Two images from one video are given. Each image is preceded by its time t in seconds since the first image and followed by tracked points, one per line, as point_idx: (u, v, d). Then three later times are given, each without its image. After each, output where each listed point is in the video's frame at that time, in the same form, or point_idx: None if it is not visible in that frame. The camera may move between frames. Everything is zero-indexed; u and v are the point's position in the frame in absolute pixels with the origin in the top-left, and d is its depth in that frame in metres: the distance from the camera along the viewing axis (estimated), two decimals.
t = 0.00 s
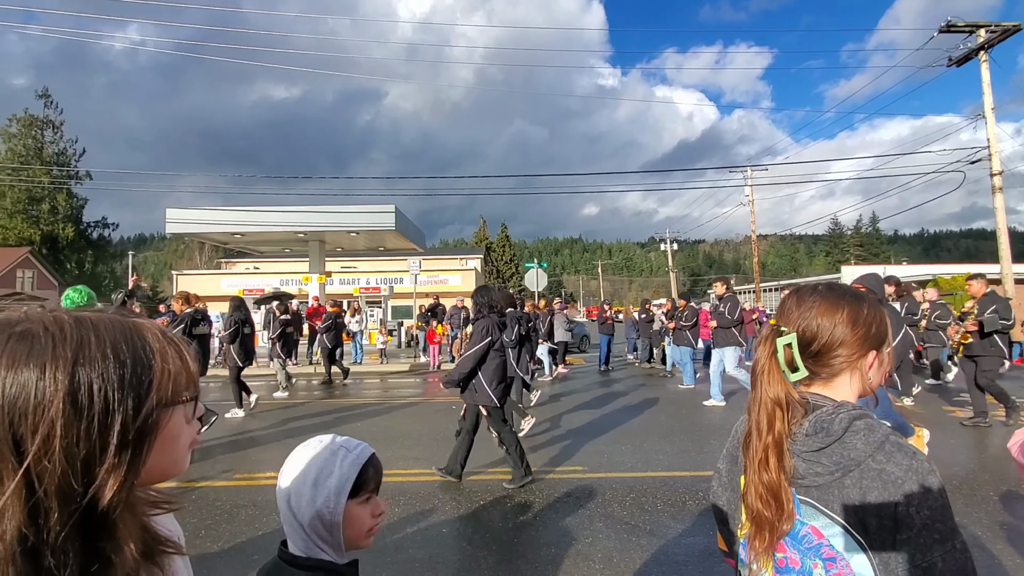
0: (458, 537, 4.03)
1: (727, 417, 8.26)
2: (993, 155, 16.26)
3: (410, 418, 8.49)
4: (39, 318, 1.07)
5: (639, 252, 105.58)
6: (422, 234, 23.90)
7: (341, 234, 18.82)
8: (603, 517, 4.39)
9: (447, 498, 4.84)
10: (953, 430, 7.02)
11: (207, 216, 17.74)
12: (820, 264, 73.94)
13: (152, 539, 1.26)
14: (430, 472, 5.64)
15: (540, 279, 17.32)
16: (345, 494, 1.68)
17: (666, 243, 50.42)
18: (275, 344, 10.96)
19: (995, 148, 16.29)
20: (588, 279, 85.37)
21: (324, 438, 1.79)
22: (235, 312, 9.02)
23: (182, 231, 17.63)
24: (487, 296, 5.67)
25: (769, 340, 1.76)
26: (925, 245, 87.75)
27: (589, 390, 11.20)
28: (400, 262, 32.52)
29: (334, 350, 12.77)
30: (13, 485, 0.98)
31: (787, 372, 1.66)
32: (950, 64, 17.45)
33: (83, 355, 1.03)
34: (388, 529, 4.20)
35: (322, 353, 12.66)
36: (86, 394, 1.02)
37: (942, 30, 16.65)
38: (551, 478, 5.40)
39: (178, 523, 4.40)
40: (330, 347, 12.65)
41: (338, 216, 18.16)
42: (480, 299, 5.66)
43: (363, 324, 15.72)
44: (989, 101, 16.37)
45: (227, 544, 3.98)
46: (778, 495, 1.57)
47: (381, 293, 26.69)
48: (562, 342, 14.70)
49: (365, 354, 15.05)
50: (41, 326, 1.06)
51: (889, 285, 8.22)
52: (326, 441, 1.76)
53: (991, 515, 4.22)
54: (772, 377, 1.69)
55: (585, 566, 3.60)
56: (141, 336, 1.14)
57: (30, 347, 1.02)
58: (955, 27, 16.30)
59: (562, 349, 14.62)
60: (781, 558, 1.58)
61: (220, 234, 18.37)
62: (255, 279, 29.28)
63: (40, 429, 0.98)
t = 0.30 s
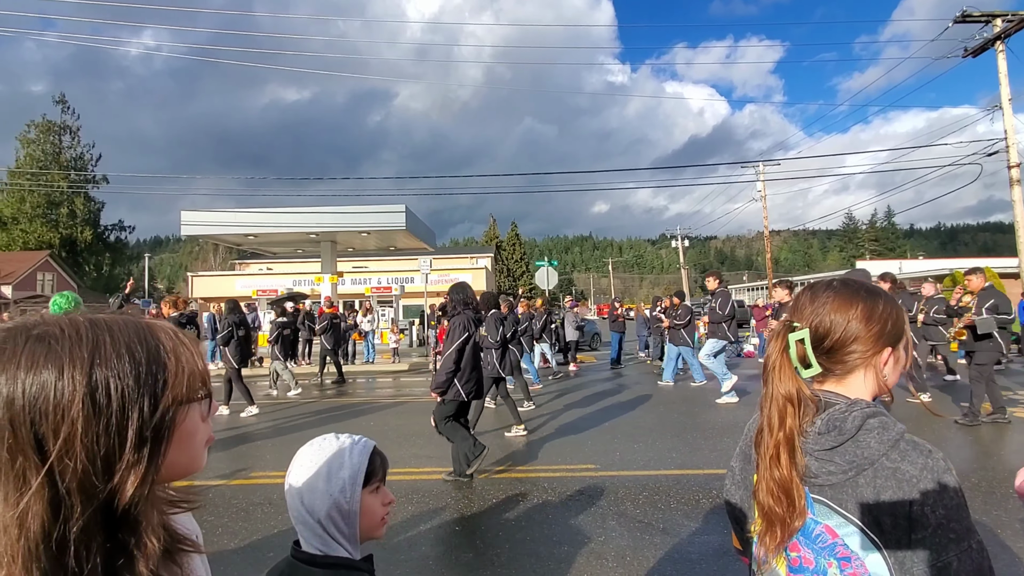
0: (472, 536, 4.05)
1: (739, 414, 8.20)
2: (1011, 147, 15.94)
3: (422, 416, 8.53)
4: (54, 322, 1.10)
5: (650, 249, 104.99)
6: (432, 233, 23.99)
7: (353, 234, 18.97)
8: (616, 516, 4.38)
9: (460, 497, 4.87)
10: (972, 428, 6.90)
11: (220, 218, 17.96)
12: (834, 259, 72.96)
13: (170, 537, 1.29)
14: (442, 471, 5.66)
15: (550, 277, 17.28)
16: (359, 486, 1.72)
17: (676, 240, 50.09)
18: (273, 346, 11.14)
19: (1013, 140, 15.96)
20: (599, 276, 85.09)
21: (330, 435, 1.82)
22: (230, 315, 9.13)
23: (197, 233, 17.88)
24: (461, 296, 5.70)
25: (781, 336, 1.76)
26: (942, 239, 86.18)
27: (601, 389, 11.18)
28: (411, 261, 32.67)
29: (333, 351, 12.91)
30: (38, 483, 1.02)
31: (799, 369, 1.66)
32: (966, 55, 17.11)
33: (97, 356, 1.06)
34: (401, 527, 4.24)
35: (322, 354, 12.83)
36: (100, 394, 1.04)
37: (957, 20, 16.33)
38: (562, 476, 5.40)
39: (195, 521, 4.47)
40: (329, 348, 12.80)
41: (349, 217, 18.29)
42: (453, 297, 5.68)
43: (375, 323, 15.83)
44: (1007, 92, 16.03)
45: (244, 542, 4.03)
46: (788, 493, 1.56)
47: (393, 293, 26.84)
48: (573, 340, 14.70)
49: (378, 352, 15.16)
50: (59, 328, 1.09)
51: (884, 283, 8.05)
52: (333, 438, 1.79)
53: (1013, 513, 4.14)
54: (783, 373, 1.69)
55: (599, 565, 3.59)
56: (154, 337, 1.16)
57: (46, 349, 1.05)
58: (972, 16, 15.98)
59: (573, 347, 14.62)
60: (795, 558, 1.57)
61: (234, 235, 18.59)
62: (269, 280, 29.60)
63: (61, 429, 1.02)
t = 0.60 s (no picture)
0: (477, 536, 4.05)
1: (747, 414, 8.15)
2: None
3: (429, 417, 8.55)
4: (73, 321, 1.10)
5: (656, 248, 104.61)
6: (437, 233, 24.01)
7: (358, 234, 19.02)
8: (621, 516, 4.36)
9: (464, 497, 4.87)
10: (982, 428, 6.83)
11: (227, 219, 18.05)
12: (842, 258, 72.34)
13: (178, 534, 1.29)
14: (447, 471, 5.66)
15: (556, 276, 17.24)
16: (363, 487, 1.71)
17: (682, 239, 49.89)
18: (263, 347, 11.18)
19: None
20: (605, 276, 84.88)
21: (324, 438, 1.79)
22: (218, 314, 9.21)
23: (204, 234, 18.00)
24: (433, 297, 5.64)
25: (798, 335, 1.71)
26: (953, 237, 85.29)
27: (606, 389, 11.15)
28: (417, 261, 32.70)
29: (324, 350, 12.95)
30: (56, 478, 1.02)
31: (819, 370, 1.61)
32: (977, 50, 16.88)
33: (114, 356, 1.06)
34: (406, 527, 4.24)
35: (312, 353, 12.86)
36: (115, 394, 1.04)
37: (968, 15, 16.13)
38: (568, 476, 5.39)
39: (201, 520, 4.49)
40: (319, 347, 12.83)
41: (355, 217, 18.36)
42: (428, 298, 5.69)
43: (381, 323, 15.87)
44: (1019, 87, 15.82)
45: (250, 541, 4.05)
46: (799, 496, 1.54)
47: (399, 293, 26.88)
48: (578, 339, 14.67)
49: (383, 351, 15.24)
50: (77, 328, 1.10)
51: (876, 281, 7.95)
52: (332, 439, 1.77)
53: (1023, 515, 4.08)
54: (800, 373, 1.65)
55: (605, 566, 3.57)
56: (168, 338, 1.16)
57: (64, 349, 1.06)
58: (983, 11, 15.78)
59: (578, 347, 14.60)
60: (803, 560, 1.55)
61: (241, 236, 18.69)
62: (276, 280, 29.81)
63: (78, 427, 1.02)
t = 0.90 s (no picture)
0: (478, 536, 4.03)
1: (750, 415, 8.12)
2: None
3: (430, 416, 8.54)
4: (80, 312, 1.08)
5: (658, 248, 104.44)
6: (440, 233, 24.01)
7: (361, 233, 19.03)
8: (623, 516, 4.34)
9: (465, 496, 4.84)
10: (985, 429, 6.79)
11: (230, 217, 18.07)
12: (845, 258, 72.13)
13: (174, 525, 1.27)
14: (447, 470, 5.65)
15: (558, 276, 17.21)
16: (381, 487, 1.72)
17: (685, 239, 49.81)
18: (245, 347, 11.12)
19: None
20: (607, 276, 84.83)
21: (325, 437, 1.71)
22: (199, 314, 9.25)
23: (206, 232, 18.02)
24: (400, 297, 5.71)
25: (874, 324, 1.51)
26: (958, 237, 85.02)
27: (608, 389, 11.12)
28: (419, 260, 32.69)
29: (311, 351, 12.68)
30: (62, 465, 1.00)
31: (924, 364, 1.45)
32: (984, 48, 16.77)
33: (124, 346, 1.05)
34: (406, 526, 4.22)
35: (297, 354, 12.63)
36: (123, 384, 1.03)
37: (975, 13, 16.03)
38: (569, 476, 5.37)
39: (200, 519, 4.47)
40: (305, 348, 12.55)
41: (357, 216, 18.37)
42: (395, 296, 5.70)
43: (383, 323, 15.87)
44: None
45: (250, 540, 4.04)
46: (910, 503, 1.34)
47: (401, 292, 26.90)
48: (580, 339, 14.65)
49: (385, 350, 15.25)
50: (85, 319, 1.07)
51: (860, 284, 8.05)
52: (351, 439, 1.71)
53: None
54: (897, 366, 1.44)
55: (607, 567, 3.54)
56: (173, 330, 1.15)
57: (73, 337, 1.04)
58: (990, 10, 15.68)
59: (580, 347, 14.58)
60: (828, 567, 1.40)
61: (243, 235, 18.72)
62: (279, 279, 29.89)
63: (86, 416, 1.00)
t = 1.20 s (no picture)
0: (479, 535, 4.03)
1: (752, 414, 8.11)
2: None
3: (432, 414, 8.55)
4: (81, 309, 1.09)
5: (659, 247, 104.34)
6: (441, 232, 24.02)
7: (362, 233, 19.04)
8: (624, 515, 4.34)
9: (466, 495, 4.84)
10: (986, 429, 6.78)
11: (232, 217, 18.10)
12: (847, 257, 72.00)
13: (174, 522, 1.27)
14: (449, 468, 5.67)
15: (559, 275, 17.19)
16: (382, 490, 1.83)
17: (687, 237, 49.75)
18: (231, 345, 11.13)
19: None
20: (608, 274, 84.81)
21: (360, 442, 1.74)
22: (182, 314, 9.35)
23: (208, 232, 18.05)
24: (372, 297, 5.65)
25: (898, 319, 1.56)
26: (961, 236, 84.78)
27: (609, 387, 11.13)
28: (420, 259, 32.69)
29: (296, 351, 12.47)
30: (64, 462, 1.00)
31: (947, 356, 1.51)
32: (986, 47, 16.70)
33: (125, 342, 1.05)
34: (408, 525, 4.24)
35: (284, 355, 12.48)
36: (126, 381, 1.03)
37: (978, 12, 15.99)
38: (570, 475, 5.37)
39: (201, 518, 4.48)
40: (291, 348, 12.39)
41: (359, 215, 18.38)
42: (362, 298, 5.63)
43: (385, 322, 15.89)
44: None
45: (252, 539, 4.05)
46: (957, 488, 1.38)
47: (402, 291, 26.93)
48: (581, 338, 14.66)
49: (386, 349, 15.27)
50: (87, 316, 1.08)
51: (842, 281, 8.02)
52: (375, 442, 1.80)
53: None
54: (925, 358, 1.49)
55: (608, 566, 3.55)
56: (172, 326, 1.15)
57: (73, 334, 1.04)
58: (993, 8, 15.64)
59: (581, 345, 14.58)
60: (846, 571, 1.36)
61: (245, 234, 18.75)
62: (281, 278, 29.92)
63: (88, 413, 1.00)
